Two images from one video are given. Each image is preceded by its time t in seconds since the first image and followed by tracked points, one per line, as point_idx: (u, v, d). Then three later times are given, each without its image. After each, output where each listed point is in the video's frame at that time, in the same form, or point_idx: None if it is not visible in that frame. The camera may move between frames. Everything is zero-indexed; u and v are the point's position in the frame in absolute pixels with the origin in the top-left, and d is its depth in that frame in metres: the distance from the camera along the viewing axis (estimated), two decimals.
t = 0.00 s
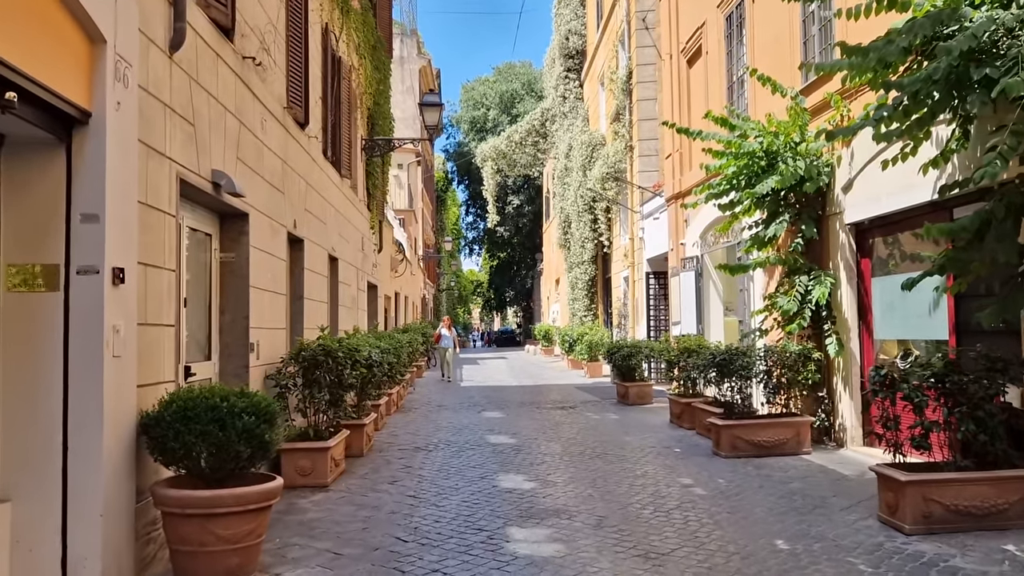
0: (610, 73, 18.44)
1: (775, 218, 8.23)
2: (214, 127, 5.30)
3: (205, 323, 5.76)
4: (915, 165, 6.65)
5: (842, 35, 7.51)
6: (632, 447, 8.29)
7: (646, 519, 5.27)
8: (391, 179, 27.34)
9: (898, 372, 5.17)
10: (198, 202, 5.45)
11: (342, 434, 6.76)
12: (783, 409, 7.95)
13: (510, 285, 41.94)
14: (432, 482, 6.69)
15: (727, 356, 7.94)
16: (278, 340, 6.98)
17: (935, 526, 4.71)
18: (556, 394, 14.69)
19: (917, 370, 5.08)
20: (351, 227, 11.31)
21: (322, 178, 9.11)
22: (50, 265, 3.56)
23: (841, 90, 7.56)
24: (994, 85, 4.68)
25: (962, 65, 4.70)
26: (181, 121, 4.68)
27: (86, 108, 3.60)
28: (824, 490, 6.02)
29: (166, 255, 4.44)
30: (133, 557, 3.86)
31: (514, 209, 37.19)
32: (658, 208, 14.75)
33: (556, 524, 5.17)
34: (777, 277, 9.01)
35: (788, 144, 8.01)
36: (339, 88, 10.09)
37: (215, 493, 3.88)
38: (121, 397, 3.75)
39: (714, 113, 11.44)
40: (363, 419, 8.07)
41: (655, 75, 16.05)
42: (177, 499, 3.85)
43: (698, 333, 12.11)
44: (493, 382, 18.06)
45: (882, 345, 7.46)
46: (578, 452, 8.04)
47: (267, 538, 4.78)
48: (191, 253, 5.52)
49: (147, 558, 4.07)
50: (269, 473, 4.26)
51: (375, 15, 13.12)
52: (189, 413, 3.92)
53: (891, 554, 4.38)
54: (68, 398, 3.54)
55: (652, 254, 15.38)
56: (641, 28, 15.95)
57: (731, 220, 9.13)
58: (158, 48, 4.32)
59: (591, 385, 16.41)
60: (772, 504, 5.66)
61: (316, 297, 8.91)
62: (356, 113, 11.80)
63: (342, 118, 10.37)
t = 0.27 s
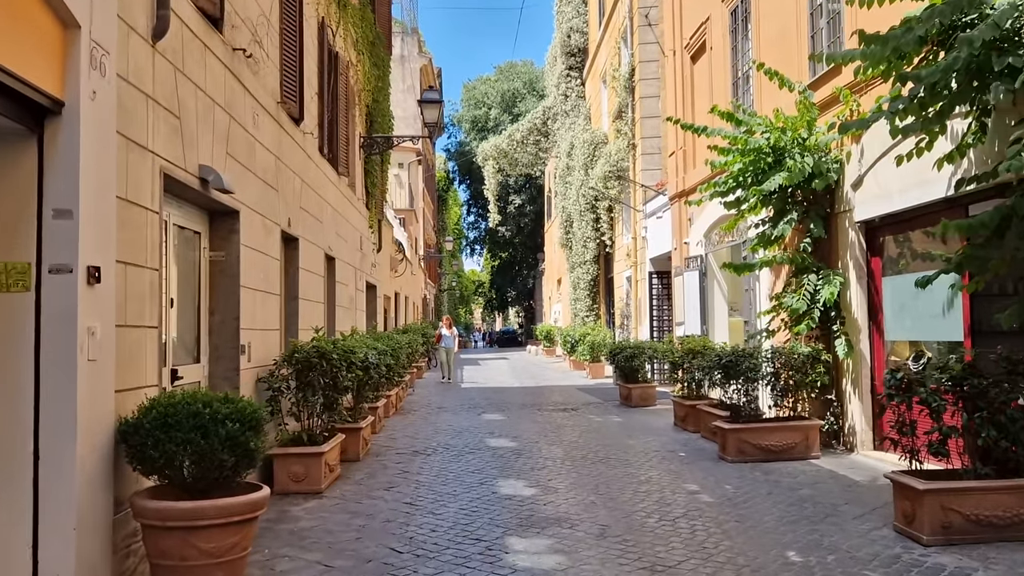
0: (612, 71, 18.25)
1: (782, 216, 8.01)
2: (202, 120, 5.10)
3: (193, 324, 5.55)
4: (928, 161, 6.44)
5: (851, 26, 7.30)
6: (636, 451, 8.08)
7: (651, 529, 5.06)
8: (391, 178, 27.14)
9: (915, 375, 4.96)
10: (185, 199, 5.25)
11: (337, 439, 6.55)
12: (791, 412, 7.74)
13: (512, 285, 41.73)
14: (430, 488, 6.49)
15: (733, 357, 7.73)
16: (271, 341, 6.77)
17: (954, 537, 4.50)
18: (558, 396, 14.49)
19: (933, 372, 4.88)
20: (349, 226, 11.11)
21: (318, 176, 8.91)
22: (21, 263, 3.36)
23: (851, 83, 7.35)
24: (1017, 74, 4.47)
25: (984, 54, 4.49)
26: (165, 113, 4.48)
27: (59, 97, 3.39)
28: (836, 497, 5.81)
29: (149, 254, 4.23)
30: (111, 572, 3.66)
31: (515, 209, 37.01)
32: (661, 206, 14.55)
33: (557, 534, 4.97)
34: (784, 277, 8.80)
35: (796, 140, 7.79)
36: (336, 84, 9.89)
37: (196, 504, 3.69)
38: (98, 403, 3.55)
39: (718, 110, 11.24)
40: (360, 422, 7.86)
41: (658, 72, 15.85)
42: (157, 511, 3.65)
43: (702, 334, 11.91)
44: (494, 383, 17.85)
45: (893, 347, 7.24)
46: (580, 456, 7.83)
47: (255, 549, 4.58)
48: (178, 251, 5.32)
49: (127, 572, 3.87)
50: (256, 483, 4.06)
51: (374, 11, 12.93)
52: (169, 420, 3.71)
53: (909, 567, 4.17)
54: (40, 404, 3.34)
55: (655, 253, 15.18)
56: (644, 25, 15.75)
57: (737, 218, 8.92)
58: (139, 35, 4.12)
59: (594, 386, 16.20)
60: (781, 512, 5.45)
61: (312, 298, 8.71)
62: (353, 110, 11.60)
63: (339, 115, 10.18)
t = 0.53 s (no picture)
0: (613, 67, 18.03)
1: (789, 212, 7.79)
2: (186, 110, 4.88)
3: (179, 322, 5.34)
4: (942, 153, 6.22)
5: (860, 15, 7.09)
6: (638, 454, 7.86)
7: (656, 536, 4.85)
8: (390, 176, 26.93)
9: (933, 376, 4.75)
10: (170, 192, 5.03)
11: (330, 441, 6.33)
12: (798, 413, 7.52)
13: (512, 284, 41.51)
14: (426, 493, 6.27)
15: (739, 357, 7.51)
16: (262, 341, 6.56)
17: (976, 545, 4.30)
18: (559, 396, 14.27)
19: (953, 373, 4.66)
20: (345, 224, 10.90)
21: (312, 171, 8.69)
22: None
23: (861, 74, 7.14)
24: None
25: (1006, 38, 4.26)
26: (145, 101, 4.26)
27: (26, 80, 3.18)
28: (847, 502, 5.59)
29: (127, 248, 4.01)
30: None
31: (515, 208, 36.83)
32: (663, 204, 14.33)
33: (558, 541, 4.75)
34: (791, 274, 8.58)
35: (803, 133, 7.57)
36: (331, 78, 9.67)
37: (174, 513, 3.47)
38: (69, 405, 3.34)
39: (722, 104, 11.02)
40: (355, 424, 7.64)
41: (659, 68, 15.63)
42: (132, 520, 3.43)
43: (706, 333, 11.69)
44: (494, 384, 17.63)
45: (904, 346, 7.02)
46: (581, 459, 7.60)
47: (241, 559, 4.36)
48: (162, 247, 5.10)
49: None
50: (240, 491, 3.86)
51: (370, 6, 12.71)
52: (145, 424, 3.48)
53: None
54: (6, 407, 3.12)
55: (656, 251, 14.96)
56: (646, 20, 15.53)
57: (742, 214, 8.70)
58: (116, 17, 3.91)
59: (595, 386, 15.98)
60: (792, 518, 5.23)
61: (307, 296, 8.50)
62: (349, 105, 11.37)
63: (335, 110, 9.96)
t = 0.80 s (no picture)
0: (612, 66, 17.82)
1: (793, 212, 7.57)
2: (166, 105, 4.66)
3: (160, 327, 5.12)
4: (954, 151, 6.00)
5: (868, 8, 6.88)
6: (639, 461, 7.64)
7: (659, 552, 4.62)
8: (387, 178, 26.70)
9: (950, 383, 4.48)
10: (149, 191, 4.81)
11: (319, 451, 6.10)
12: (804, 420, 7.30)
13: (510, 286, 41.27)
14: (419, 503, 6.04)
15: (742, 362, 7.29)
16: (249, 346, 6.32)
17: (996, 563, 4.07)
18: (558, 400, 14.04)
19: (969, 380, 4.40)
20: (338, 225, 10.67)
21: (304, 171, 8.46)
22: None
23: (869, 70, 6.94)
24: None
25: None
26: (120, 95, 4.04)
27: None
28: (857, 514, 5.36)
29: (99, 250, 3.79)
30: None
31: (514, 209, 36.66)
32: (663, 204, 14.11)
33: (556, 558, 4.52)
34: (796, 276, 8.35)
35: (808, 131, 7.34)
36: (324, 76, 9.45)
37: (145, 534, 3.25)
38: (30, 419, 3.10)
39: (724, 102, 10.80)
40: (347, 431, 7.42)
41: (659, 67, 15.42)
42: (99, 541, 3.20)
43: (707, 337, 11.47)
44: (491, 387, 17.40)
45: (914, 351, 6.80)
46: (580, 467, 7.38)
47: None
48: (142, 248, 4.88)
49: None
50: (217, 509, 3.63)
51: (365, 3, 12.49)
52: (114, 439, 3.21)
53: None
54: None
55: (656, 253, 14.74)
56: (645, 18, 15.32)
57: (745, 215, 8.47)
58: (87, 6, 3.70)
59: (594, 390, 15.75)
60: (800, 532, 5.01)
61: (298, 299, 8.26)
62: (343, 103, 11.15)
63: (327, 108, 9.75)
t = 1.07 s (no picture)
0: (609, 63, 17.65)
1: (796, 208, 7.36)
2: (141, 93, 4.45)
3: (137, 325, 4.90)
4: (963, 143, 5.79)
5: None
6: (637, 464, 7.43)
7: (658, 560, 4.41)
8: (383, 177, 26.49)
9: (964, 383, 4.25)
10: (125, 182, 4.59)
11: (306, 454, 5.89)
12: (807, 421, 7.10)
13: (508, 287, 41.07)
14: (409, 508, 5.83)
15: (744, 363, 7.08)
16: (233, 345, 6.11)
17: (1014, 573, 3.86)
18: (554, 401, 13.84)
19: (984, 380, 4.17)
20: (331, 222, 10.46)
21: (293, 166, 8.26)
22: None
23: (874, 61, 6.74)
24: None
25: None
26: (89, 79, 3.83)
27: None
28: (864, 520, 5.16)
29: (65, 243, 3.57)
30: None
31: (511, 209, 36.53)
32: (662, 202, 13.91)
33: (551, 567, 4.31)
34: (798, 274, 8.15)
35: (811, 125, 7.13)
36: (315, 69, 9.24)
37: (108, 545, 3.03)
38: None
39: (724, 97, 10.60)
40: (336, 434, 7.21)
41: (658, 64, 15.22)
42: (57, 553, 2.96)
43: (706, 337, 11.27)
44: (488, 388, 17.20)
45: (920, 351, 6.60)
46: (577, 470, 7.17)
47: None
48: (117, 242, 4.67)
49: None
50: (189, 517, 3.43)
51: None
52: (74, 443, 2.99)
53: None
54: None
55: (655, 252, 14.56)
56: (643, 14, 15.13)
57: (746, 212, 8.27)
58: None
59: (592, 391, 15.55)
60: (805, 539, 4.80)
61: (287, 298, 8.05)
62: (335, 99, 10.93)
63: (319, 103, 9.53)
